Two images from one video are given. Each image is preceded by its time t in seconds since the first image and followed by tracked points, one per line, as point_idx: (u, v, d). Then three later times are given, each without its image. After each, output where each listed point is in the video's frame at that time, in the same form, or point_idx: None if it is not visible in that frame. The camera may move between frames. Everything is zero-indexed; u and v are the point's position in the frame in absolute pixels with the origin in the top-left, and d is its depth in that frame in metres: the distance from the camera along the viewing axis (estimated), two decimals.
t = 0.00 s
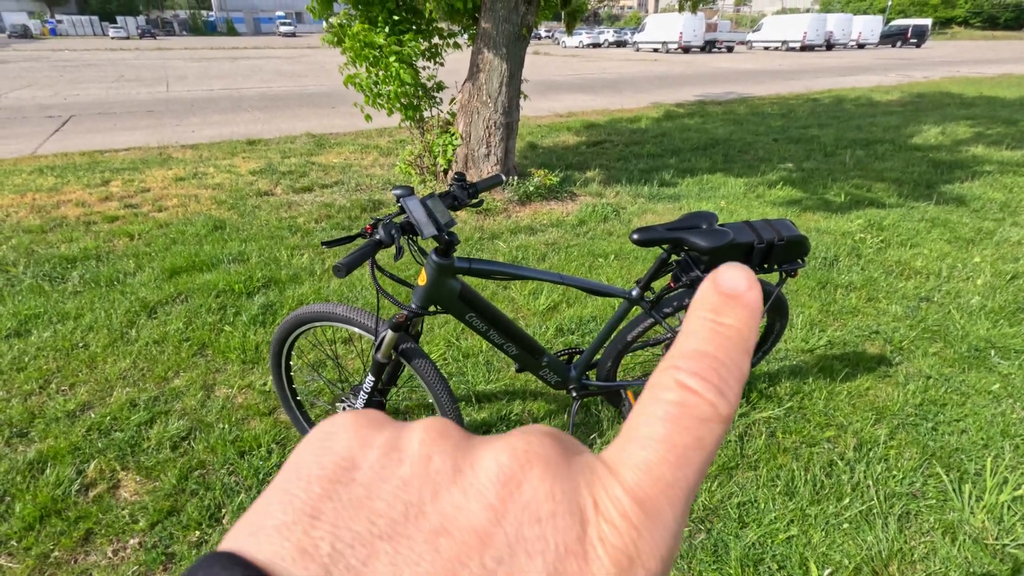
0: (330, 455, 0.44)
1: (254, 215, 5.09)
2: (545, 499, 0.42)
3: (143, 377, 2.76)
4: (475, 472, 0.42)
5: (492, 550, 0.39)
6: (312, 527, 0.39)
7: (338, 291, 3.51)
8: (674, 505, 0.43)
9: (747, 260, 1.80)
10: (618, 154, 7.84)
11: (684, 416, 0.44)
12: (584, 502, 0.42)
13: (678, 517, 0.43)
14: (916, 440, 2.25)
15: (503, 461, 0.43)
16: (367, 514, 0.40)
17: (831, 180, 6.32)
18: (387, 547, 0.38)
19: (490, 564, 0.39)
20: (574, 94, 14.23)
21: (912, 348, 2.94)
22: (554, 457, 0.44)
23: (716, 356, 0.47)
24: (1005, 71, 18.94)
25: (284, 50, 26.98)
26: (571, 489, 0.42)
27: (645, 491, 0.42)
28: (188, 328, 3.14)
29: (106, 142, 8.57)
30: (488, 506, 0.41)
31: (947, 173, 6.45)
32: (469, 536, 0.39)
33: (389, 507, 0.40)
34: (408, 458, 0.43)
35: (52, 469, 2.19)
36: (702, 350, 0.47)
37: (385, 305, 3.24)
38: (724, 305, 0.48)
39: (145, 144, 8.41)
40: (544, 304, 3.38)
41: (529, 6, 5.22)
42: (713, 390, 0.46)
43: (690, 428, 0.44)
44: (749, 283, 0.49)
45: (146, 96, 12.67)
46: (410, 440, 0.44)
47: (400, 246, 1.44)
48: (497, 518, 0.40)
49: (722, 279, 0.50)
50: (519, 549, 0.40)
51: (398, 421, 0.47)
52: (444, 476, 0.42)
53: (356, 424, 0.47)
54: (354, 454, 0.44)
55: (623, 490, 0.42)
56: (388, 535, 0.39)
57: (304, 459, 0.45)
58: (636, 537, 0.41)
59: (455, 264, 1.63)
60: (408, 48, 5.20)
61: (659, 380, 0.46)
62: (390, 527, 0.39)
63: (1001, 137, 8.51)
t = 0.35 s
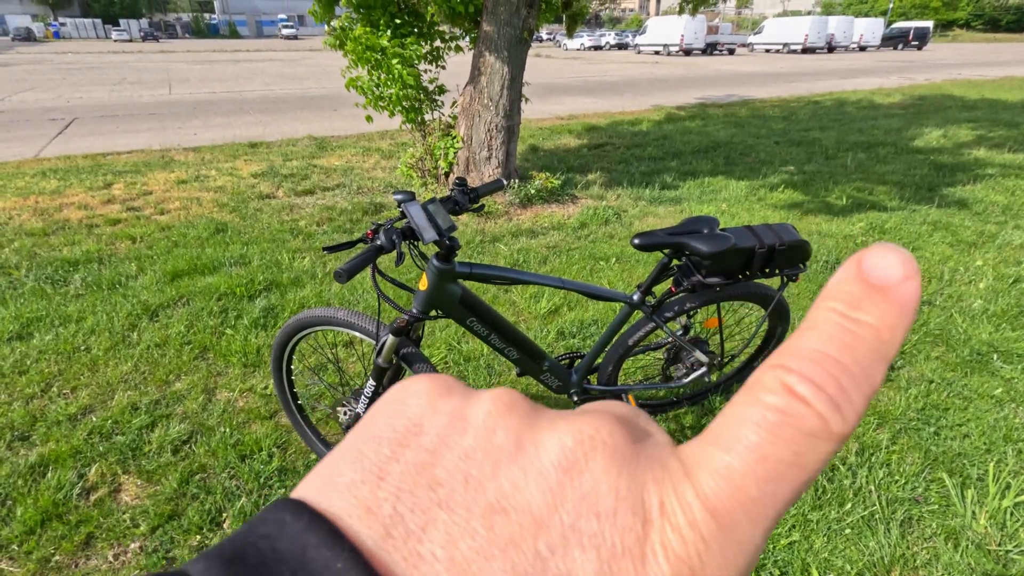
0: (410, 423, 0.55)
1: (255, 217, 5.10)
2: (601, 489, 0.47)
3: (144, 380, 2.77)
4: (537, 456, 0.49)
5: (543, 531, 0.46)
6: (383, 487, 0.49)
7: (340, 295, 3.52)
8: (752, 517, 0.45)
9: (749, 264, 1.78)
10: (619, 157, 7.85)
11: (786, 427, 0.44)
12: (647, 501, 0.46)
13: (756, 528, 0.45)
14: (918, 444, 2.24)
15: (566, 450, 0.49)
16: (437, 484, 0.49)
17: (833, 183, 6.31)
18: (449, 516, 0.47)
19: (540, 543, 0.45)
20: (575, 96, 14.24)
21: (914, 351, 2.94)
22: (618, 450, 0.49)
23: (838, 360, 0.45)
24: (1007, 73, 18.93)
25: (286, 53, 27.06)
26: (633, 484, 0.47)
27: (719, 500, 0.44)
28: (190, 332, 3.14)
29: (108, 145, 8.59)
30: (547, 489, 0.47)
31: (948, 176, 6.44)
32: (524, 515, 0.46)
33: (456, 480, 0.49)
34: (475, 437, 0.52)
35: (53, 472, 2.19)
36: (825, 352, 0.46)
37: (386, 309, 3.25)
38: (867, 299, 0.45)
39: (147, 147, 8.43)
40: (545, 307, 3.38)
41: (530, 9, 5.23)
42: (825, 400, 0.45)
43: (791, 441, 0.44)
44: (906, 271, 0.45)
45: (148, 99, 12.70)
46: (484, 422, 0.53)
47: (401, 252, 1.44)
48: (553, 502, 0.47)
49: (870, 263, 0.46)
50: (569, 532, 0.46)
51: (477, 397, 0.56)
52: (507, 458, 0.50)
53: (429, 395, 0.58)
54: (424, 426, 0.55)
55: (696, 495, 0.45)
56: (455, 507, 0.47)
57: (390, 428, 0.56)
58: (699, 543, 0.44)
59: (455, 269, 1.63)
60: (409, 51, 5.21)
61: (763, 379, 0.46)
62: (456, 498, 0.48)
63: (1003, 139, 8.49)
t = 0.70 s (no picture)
0: (398, 354, 0.55)
1: (256, 220, 5.09)
2: (588, 390, 0.48)
3: (144, 383, 2.75)
4: (524, 365, 0.50)
5: (536, 431, 0.47)
6: (379, 406, 0.49)
7: (340, 297, 3.51)
8: (728, 406, 0.47)
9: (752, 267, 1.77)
10: (620, 159, 7.85)
11: (757, 319, 0.47)
12: (630, 396, 0.48)
13: (734, 416, 0.47)
14: (921, 447, 2.23)
15: (550, 357, 0.50)
16: (429, 399, 0.49)
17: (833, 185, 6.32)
18: (443, 424, 0.47)
19: (534, 443, 0.46)
20: (575, 99, 14.26)
21: (917, 354, 2.93)
22: (602, 355, 0.51)
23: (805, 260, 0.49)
24: (1006, 76, 18.98)
25: (287, 55, 27.09)
26: (616, 382, 0.48)
27: (697, 389, 0.47)
28: (190, 334, 3.13)
29: (108, 147, 8.58)
30: (535, 392, 0.48)
31: (949, 178, 6.45)
32: (516, 418, 0.47)
33: (447, 393, 0.50)
34: (463, 353, 0.52)
35: (53, 476, 2.18)
36: (794, 254, 0.49)
37: (387, 311, 3.24)
38: (828, 203, 0.49)
39: (147, 149, 8.43)
40: (547, 309, 3.38)
41: (530, 12, 5.23)
42: (796, 292, 0.47)
43: (764, 332, 0.47)
44: (862, 180, 0.49)
45: (148, 101, 12.70)
46: (468, 340, 0.53)
47: (403, 254, 1.43)
48: (542, 404, 0.48)
49: (832, 176, 0.50)
50: (561, 432, 0.46)
51: (463, 325, 0.57)
52: (495, 370, 0.51)
53: (416, 329, 0.58)
54: (415, 354, 0.54)
55: (675, 386, 0.47)
56: (447, 416, 0.48)
57: (378, 358, 0.55)
58: (680, 431, 0.47)
59: (457, 271, 1.61)
60: (410, 54, 5.21)
61: (736, 280, 0.49)
62: (449, 408, 0.48)
63: (1003, 142, 8.51)
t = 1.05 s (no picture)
0: (417, 345, 0.52)
1: (254, 221, 5.10)
2: (607, 369, 0.46)
3: (141, 385, 2.75)
4: (541, 350, 0.48)
5: (559, 411, 0.44)
6: (400, 397, 0.46)
7: (339, 299, 3.51)
8: (752, 379, 0.44)
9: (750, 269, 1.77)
10: (619, 161, 7.86)
11: (777, 298, 0.43)
12: (651, 373, 0.45)
13: (757, 390, 0.45)
14: (920, 449, 2.23)
15: (569, 340, 0.48)
16: (449, 386, 0.47)
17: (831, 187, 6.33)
18: (462, 408, 0.45)
19: (556, 422, 0.44)
20: (574, 101, 14.29)
21: (915, 355, 2.93)
22: (620, 337, 0.48)
23: (821, 239, 0.45)
24: (1004, 78, 19.03)
25: (286, 57, 27.14)
26: (636, 360, 0.46)
27: (719, 365, 0.44)
28: (187, 336, 3.13)
29: (107, 149, 8.59)
30: (555, 374, 0.46)
31: (947, 180, 6.46)
32: (538, 401, 0.45)
33: (468, 380, 0.47)
34: (479, 342, 0.50)
35: (49, 478, 2.17)
36: (808, 234, 0.46)
37: (385, 313, 3.24)
38: (838, 183, 0.46)
39: (146, 151, 8.44)
40: (545, 311, 3.38)
41: (530, 14, 5.24)
42: (813, 270, 0.44)
43: (782, 309, 0.43)
44: (873, 158, 0.46)
45: (147, 103, 12.70)
46: (485, 328, 0.51)
47: (401, 256, 1.42)
48: (564, 385, 0.45)
49: (841, 156, 0.47)
50: (586, 412, 0.44)
51: (479, 317, 0.54)
52: (512, 355, 0.48)
53: (432, 320, 0.55)
54: (433, 345, 0.52)
55: (697, 362, 0.44)
56: (467, 401, 0.46)
57: (396, 350, 0.53)
58: (704, 404, 0.44)
59: (456, 273, 1.59)
60: (408, 56, 5.22)
61: (751, 262, 0.46)
62: (467, 393, 0.46)
63: (1001, 144, 8.53)
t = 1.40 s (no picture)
0: (417, 382, 0.55)
1: (253, 223, 5.09)
2: (600, 411, 0.48)
3: (139, 387, 2.74)
4: (536, 390, 0.50)
5: (550, 454, 0.46)
6: (394, 433, 0.49)
7: (337, 300, 3.50)
8: (747, 428, 0.46)
9: (747, 270, 1.78)
10: (618, 162, 7.86)
11: (778, 343, 0.46)
12: (645, 418, 0.47)
13: (753, 440, 0.47)
14: (918, 450, 2.22)
15: (562, 381, 0.50)
16: (444, 426, 0.49)
17: (830, 188, 6.34)
18: (456, 449, 0.47)
19: (547, 466, 0.45)
20: (574, 102, 14.29)
21: (913, 357, 2.93)
22: (616, 377, 0.50)
23: (827, 284, 0.48)
24: (1004, 79, 19.04)
25: (286, 59, 27.14)
26: (630, 404, 0.48)
27: (716, 413, 0.46)
28: (185, 338, 3.12)
29: (105, 151, 8.57)
30: (548, 416, 0.48)
31: (946, 182, 6.46)
32: (530, 442, 0.47)
33: (463, 420, 0.49)
34: (478, 380, 0.52)
35: (46, 481, 2.16)
36: (813, 277, 0.49)
37: (383, 315, 3.24)
38: (846, 227, 0.49)
39: (145, 153, 8.43)
40: (543, 313, 3.38)
41: (528, 16, 5.24)
42: (815, 317, 0.47)
43: (784, 356, 0.46)
44: (885, 205, 0.49)
45: (146, 105, 12.69)
46: (484, 367, 0.53)
47: (396, 259, 1.41)
48: (556, 427, 0.47)
49: (853, 201, 0.50)
50: (576, 456, 0.46)
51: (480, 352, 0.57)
52: (508, 394, 0.50)
53: (434, 355, 0.58)
54: (431, 379, 0.55)
55: (693, 409, 0.46)
56: (461, 443, 0.48)
57: (397, 384, 0.56)
58: (698, 453, 0.45)
59: (452, 276, 1.58)
60: (406, 58, 5.22)
61: (754, 305, 0.48)
62: (463, 432, 0.48)
63: (1000, 145, 8.53)
